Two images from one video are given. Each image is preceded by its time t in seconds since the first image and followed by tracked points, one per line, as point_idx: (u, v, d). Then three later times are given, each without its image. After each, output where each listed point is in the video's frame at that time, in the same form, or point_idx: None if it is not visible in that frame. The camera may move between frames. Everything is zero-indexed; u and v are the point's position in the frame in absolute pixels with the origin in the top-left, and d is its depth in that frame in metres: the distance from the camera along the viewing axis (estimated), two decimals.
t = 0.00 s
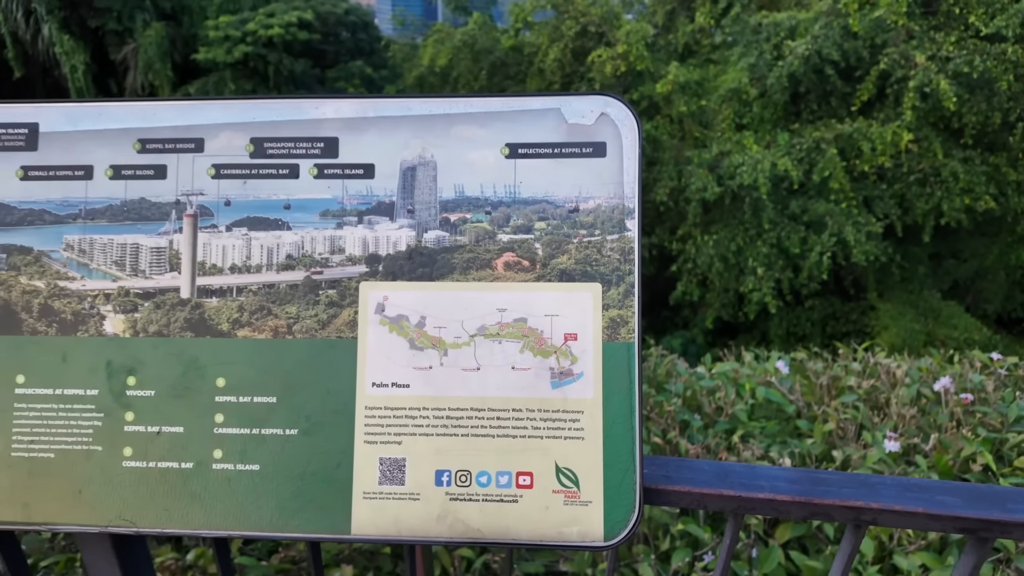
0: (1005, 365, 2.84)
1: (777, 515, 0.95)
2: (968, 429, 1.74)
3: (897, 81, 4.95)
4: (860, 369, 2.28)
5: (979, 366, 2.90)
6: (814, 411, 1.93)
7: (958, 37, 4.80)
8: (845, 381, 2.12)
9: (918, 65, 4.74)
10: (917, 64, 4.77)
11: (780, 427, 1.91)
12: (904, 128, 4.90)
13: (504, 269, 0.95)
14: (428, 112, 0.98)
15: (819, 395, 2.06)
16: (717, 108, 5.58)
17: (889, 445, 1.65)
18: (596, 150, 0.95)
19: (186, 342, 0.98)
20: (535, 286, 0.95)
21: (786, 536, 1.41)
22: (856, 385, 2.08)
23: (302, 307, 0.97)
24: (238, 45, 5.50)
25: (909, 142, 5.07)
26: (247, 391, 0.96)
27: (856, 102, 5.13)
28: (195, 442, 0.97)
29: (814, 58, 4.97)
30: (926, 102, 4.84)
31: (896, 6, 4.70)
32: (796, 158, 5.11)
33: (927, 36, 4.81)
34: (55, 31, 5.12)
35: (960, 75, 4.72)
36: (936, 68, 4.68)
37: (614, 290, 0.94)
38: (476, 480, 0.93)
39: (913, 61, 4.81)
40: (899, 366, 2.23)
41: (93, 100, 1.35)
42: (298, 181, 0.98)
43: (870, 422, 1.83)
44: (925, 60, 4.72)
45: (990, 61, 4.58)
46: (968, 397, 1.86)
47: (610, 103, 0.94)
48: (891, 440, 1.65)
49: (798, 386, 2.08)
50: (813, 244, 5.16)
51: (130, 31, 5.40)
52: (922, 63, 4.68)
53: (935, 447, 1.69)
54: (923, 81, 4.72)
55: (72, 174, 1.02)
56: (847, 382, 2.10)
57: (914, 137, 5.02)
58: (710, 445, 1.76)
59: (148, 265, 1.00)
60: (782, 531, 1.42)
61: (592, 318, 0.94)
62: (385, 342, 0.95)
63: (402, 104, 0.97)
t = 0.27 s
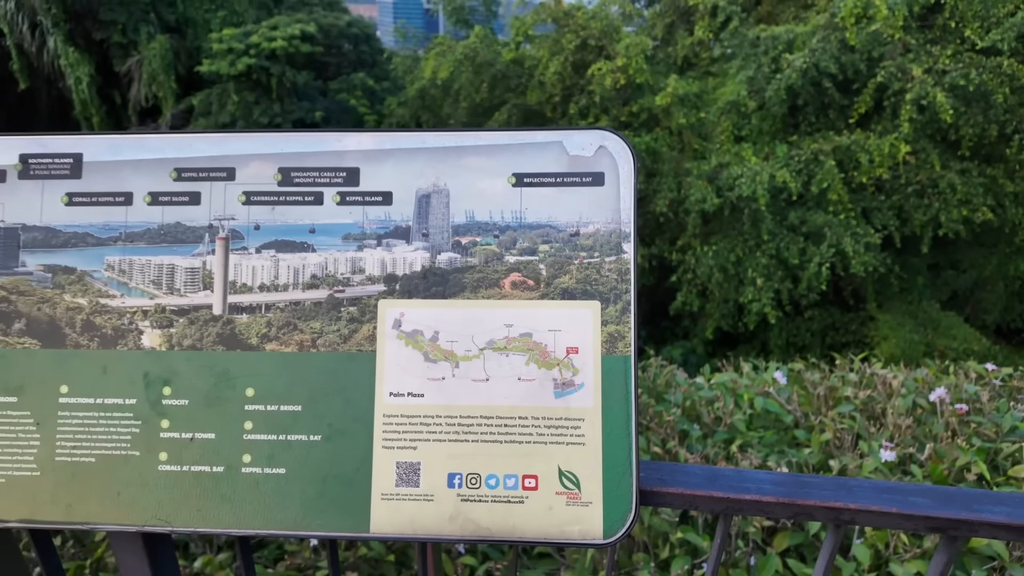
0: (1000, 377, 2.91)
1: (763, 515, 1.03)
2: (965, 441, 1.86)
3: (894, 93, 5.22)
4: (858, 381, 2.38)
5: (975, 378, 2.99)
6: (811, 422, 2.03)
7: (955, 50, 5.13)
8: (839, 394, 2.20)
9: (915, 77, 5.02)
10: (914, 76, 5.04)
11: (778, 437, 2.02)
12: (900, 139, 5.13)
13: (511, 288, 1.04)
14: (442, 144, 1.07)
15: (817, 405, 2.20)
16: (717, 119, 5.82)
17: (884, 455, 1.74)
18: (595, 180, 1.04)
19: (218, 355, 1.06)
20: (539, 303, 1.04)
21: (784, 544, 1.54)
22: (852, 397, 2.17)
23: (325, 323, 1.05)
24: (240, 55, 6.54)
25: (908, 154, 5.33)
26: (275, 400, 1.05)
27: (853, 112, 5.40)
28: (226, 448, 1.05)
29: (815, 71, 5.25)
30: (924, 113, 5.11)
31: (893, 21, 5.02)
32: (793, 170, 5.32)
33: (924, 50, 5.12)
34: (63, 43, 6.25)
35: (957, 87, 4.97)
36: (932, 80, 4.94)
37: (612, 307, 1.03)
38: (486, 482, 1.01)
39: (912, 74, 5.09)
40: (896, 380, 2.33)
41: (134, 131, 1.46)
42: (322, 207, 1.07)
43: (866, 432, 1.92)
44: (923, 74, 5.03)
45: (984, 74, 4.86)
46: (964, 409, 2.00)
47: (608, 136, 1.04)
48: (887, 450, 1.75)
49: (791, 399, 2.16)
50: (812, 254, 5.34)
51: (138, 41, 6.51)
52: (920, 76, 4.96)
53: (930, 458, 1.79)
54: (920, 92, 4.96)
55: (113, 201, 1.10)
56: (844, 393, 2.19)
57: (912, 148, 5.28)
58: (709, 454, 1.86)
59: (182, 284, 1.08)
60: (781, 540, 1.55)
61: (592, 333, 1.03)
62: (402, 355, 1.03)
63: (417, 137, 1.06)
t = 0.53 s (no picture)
0: (995, 389, 3.00)
1: (751, 512, 1.11)
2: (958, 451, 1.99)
3: (891, 109, 5.83)
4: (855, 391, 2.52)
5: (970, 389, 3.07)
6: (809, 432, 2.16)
7: (952, 65, 5.83)
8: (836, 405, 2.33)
9: (911, 94, 5.61)
10: (909, 93, 5.64)
11: (777, 447, 2.14)
12: (896, 154, 5.72)
13: (518, 301, 1.14)
14: (455, 170, 1.17)
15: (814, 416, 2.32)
16: (717, 134, 6.50)
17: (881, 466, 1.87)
18: (594, 203, 1.15)
19: (248, 362, 1.15)
20: (543, 314, 1.13)
21: (781, 554, 1.67)
22: (850, 407, 2.31)
23: (347, 333, 1.15)
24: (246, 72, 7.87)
25: (907, 168, 5.93)
26: (300, 404, 1.14)
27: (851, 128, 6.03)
28: (255, 448, 1.14)
29: (810, 86, 5.77)
30: (919, 128, 5.67)
31: (888, 37, 5.59)
32: (794, 184, 5.90)
33: (920, 66, 5.80)
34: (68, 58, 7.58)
35: (952, 102, 5.58)
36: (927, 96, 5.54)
37: (610, 320, 1.13)
38: (495, 480, 1.10)
39: (905, 88, 5.69)
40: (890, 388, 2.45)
41: (171, 157, 1.58)
42: (345, 227, 1.17)
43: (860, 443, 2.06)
44: (918, 87, 5.63)
45: (979, 91, 5.45)
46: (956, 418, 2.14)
47: (607, 163, 1.14)
48: (884, 461, 1.87)
49: (791, 410, 2.31)
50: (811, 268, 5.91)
51: (144, 56, 7.90)
52: (916, 92, 5.58)
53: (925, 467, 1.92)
54: (914, 108, 5.52)
55: (152, 221, 1.20)
56: (841, 405, 2.32)
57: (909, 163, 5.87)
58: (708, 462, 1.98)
59: (215, 297, 1.18)
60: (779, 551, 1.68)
61: (591, 343, 1.12)
62: (416, 362, 1.13)
63: (431, 164, 1.17)
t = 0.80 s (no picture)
0: (988, 401, 3.08)
1: (737, 506, 1.20)
2: (955, 464, 2.11)
3: (887, 125, 6.20)
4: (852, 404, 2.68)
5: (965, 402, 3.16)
6: (806, 444, 2.29)
7: (948, 82, 6.19)
8: (834, 416, 2.49)
9: (907, 111, 5.97)
10: (906, 109, 6.00)
11: (775, 458, 2.25)
12: (893, 169, 6.04)
13: (521, 310, 1.24)
14: (464, 190, 1.28)
15: (812, 428, 2.47)
16: (715, 150, 6.72)
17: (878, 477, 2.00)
18: (592, 220, 1.25)
19: (272, 366, 1.25)
20: (545, 322, 1.23)
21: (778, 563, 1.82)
22: (846, 419, 2.47)
23: (364, 339, 1.25)
24: (249, 88, 8.33)
25: (904, 184, 6.28)
26: (320, 405, 1.23)
27: (850, 143, 6.39)
28: (277, 447, 1.23)
29: (806, 103, 6.12)
30: (914, 144, 5.97)
31: (884, 54, 5.89)
32: (792, 199, 6.14)
33: (915, 83, 6.16)
34: (75, 73, 8.16)
35: (948, 118, 5.91)
36: (924, 112, 5.87)
37: (607, 327, 1.22)
38: (500, 476, 1.19)
39: (902, 105, 6.03)
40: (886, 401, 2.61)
41: (192, 176, 1.68)
42: (362, 242, 1.28)
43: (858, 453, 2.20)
44: (913, 106, 5.95)
45: (973, 107, 5.80)
46: (953, 430, 2.29)
47: (603, 184, 1.25)
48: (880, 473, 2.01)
49: (788, 420, 2.45)
50: (809, 282, 6.16)
51: (150, 72, 8.48)
52: (912, 109, 5.91)
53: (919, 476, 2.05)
54: (910, 125, 5.81)
55: (183, 236, 1.30)
56: (838, 416, 2.48)
57: (908, 177, 6.20)
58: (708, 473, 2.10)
59: (242, 306, 1.28)
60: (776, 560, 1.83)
61: (589, 348, 1.22)
62: (427, 365, 1.22)
63: (442, 184, 1.28)
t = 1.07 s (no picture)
0: (984, 413, 3.16)
1: (725, 501, 1.28)
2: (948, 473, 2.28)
3: (884, 141, 6.41)
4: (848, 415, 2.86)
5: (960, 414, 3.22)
6: (805, 456, 2.44)
7: (943, 99, 6.44)
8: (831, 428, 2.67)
9: (904, 127, 6.20)
10: (902, 126, 6.23)
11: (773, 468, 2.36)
12: (891, 186, 6.30)
13: (523, 318, 1.33)
14: (471, 207, 1.39)
15: (810, 439, 2.67)
16: (714, 166, 6.91)
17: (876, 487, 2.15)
18: (590, 235, 1.36)
19: (292, 370, 1.34)
20: (545, 329, 1.32)
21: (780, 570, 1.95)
22: (843, 430, 2.65)
23: (378, 345, 1.35)
24: (253, 104, 8.62)
25: (902, 200, 6.52)
26: (337, 406, 1.32)
27: (847, 159, 6.63)
28: (296, 445, 1.32)
29: (804, 119, 6.36)
30: (912, 160, 6.21)
31: (879, 72, 6.16)
32: (790, 214, 6.32)
33: (911, 99, 6.39)
34: (80, 90, 9.47)
35: (945, 134, 6.12)
36: (920, 129, 6.10)
37: (603, 334, 1.32)
38: (504, 472, 1.28)
39: (898, 121, 6.26)
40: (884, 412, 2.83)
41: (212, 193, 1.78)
42: (376, 254, 1.38)
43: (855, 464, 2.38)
44: (909, 122, 6.18)
45: (969, 124, 6.01)
46: (948, 443, 2.49)
47: (600, 201, 1.35)
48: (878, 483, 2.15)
49: (787, 432, 2.62)
50: (809, 296, 6.32)
51: (153, 88, 9.66)
52: (909, 126, 6.12)
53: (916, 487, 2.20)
54: (908, 141, 6.04)
55: (210, 249, 1.41)
56: (835, 427, 2.67)
57: (905, 193, 6.46)
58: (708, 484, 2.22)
59: (264, 314, 1.38)
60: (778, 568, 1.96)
61: (587, 353, 1.31)
62: (436, 369, 1.32)
63: (451, 202, 1.39)
